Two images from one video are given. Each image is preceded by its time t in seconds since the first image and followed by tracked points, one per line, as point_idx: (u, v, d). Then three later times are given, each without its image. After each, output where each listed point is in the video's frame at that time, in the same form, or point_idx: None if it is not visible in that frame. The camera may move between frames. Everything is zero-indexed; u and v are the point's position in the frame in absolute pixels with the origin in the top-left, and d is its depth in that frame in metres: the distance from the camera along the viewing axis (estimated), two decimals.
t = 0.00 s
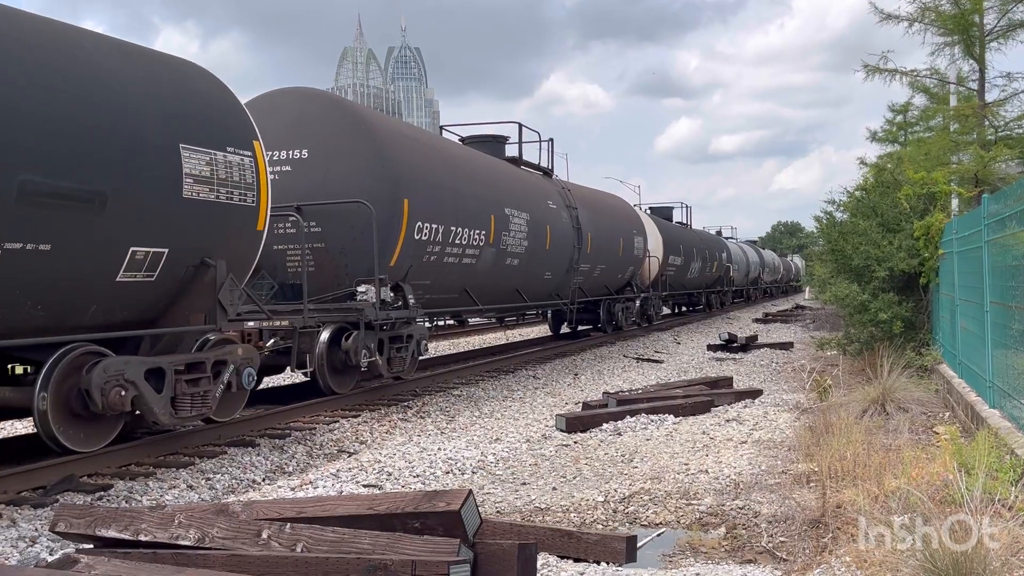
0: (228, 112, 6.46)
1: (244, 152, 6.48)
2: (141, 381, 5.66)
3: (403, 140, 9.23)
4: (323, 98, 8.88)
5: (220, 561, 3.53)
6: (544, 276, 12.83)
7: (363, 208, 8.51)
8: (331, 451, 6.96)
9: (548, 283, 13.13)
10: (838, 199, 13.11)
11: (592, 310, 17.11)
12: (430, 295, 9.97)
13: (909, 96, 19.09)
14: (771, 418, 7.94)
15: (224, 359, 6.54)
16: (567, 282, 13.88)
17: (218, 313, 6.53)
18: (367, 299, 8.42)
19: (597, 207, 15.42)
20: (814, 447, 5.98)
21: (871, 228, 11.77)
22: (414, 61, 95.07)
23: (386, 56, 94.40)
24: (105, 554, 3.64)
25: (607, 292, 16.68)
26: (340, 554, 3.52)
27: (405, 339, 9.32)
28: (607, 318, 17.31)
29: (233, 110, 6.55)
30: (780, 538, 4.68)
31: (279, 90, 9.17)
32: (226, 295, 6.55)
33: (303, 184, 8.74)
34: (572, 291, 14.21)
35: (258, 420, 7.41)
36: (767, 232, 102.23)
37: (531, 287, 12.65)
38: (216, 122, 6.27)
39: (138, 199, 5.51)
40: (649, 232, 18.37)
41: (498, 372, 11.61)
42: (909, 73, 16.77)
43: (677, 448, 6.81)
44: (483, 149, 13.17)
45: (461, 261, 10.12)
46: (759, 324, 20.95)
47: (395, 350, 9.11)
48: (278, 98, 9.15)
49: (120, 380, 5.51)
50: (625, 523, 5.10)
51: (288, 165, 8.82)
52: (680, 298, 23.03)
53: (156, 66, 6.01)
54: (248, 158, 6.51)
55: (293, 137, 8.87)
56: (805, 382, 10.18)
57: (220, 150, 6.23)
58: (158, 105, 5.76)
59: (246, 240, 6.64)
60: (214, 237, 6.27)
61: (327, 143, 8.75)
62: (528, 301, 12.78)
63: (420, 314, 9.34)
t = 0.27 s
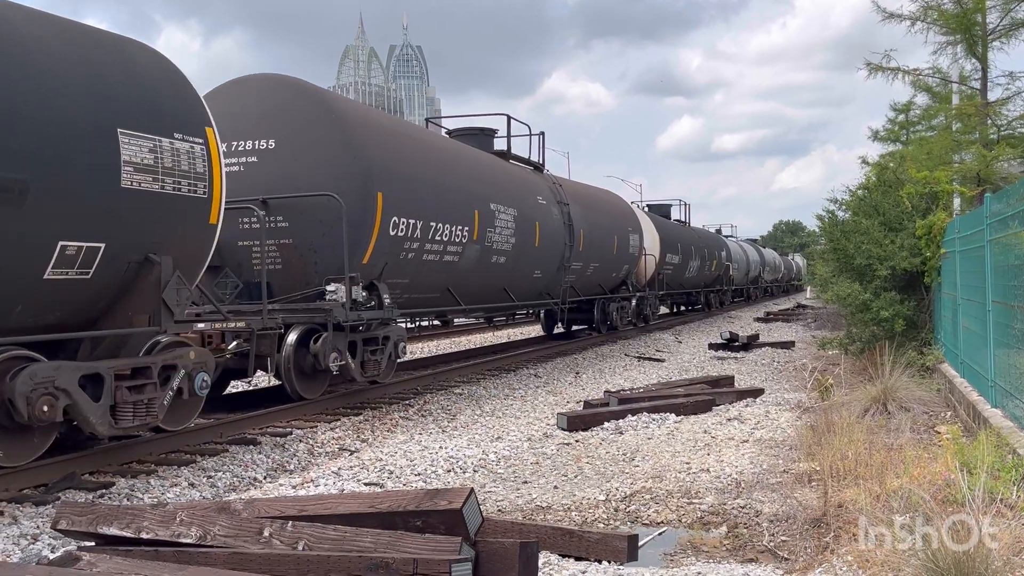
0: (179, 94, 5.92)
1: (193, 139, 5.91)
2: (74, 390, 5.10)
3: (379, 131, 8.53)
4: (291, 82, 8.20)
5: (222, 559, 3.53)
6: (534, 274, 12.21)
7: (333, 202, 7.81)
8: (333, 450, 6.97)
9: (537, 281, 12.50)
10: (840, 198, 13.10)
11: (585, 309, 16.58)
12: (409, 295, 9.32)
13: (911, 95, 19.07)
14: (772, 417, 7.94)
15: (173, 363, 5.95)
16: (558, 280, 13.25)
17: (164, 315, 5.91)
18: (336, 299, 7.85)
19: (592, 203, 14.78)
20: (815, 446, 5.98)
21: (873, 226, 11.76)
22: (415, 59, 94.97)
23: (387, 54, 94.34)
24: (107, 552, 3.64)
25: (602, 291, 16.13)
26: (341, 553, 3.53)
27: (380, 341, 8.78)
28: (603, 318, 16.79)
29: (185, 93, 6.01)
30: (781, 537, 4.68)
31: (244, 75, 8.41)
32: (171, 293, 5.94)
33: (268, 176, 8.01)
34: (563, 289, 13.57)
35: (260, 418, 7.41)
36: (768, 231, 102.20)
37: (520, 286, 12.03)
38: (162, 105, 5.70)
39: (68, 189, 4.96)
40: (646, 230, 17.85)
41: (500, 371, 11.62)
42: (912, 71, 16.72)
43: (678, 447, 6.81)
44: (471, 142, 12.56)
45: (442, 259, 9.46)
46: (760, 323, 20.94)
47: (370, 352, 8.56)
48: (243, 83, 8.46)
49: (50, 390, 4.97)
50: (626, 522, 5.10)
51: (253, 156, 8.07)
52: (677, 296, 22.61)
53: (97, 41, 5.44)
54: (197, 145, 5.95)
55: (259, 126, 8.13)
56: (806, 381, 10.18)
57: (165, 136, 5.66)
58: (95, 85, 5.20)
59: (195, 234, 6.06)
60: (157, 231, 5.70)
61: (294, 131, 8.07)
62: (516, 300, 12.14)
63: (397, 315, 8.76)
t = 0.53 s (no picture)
0: (119, 73, 5.44)
1: (133, 124, 5.45)
2: None
3: (351, 119, 8.11)
4: (258, 70, 7.82)
5: (225, 556, 3.53)
6: (523, 273, 11.74)
7: (299, 193, 7.43)
8: (335, 448, 6.97)
9: (527, 280, 12.03)
10: (842, 197, 13.07)
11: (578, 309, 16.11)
12: (386, 293, 8.90)
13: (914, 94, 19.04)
14: (774, 416, 7.94)
15: (115, 368, 5.41)
16: (549, 279, 12.78)
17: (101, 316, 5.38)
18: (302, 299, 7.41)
19: (585, 199, 14.31)
20: (817, 445, 5.98)
21: (876, 225, 11.75)
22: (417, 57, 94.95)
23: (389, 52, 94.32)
24: (110, 549, 3.65)
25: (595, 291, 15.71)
26: (344, 550, 3.53)
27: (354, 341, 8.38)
28: (596, 318, 16.37)
29: (122, 71, 5.50)
30: (784, 536, 4.68)
31: (209, 62, 8.09)
32: (109, 292, 5.41)
33: (231, 167, 7.69)
34: (555, 288, 13.10)
35: (262, 416, 7.42)
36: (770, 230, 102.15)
37: (509, 285, 11.57)
38: (97, 86, 5.22)
39: None
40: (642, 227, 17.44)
41: (502, 369, 11.63)
42: (914, 70, 16.69)
43: (680, 445, 6.80)
44: (457, 136, 11.98)
45: (421, 255, 9.04)
46: (762, 322, 20.93)
47: (341, 355, 8.21)
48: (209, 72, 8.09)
49: None
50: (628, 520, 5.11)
51: (216, 146, 7.76)
52: (675, 295, 22.23)
53: (25, 11, 4.93)
54: (138, 131, 5.48)
55: (223, 114, 7.80)
56: (809, 380, 10.18)
57: (100, 120, 5.19)
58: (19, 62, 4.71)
59: (137, 228, 5.58)
60: (93, 224, 5.22)
61: (260, 121, 7.68)
62: (505, 300, 11.67)
63: (372, 316, 8.35)
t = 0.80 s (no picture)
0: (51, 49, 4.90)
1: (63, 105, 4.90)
2: None
3: (318, 108, 7.59)
4: (216, 51, 7.23)
5: (227, 554, 3.54)
6: (510, 271, 11.29)
7: (259, 186, 6.90)
8: (337, 446, 6.98)
9: (514, 279, 11.58)
10: (845, 197, 13.05)
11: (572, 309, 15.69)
12: (359, 293, 8.44)
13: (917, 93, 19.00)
14: (776, 416, 7.93)
15: (42, 376, 4.95)
16: (538, 278, 12.33)
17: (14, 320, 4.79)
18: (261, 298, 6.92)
19: (575, 195, 13.86)
20: (819, 445, 5.98)
21: (878, 225, 11.73)
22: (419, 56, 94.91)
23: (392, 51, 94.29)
24: (112, 546, 3.66)
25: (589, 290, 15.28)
26: (345, 549, 3.53)
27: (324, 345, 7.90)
28: (590, 318, 15.95)
29: (51, 48, 4.88)
30: (785, 536, 4.67)
31: (165, 45, 7.48)
32: (27, 293, 4.82)
33: (186, 157, 7.09)
34: (544, 288, 12.65)
35: (264, 414, 7.43)
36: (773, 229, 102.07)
37: (495, 284, 11.14)
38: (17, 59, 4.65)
39: None
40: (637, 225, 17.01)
41: (503, 368, 11.63)
42: (917, 70, 16.66)
43: (682, 445, 6.80)
44: (442, 129, 11.71)
45: (397, 253, 8.55)
46: (765, 322, 20.91)
47: (309, 360, 7.65)
48: (162, 53, 7.47)
49: None
50: (630, 519, 5.11)
51: (171, 135, 7.17)
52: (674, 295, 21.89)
53: None
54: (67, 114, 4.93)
55: (178, 101, 7.21)
56: (811, 379, 10.17)
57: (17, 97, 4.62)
58: None
59: (69, 223, 5.01)
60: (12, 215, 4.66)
61: (217, 106, 7.11)
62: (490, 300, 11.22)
63: (341, 316, 7.90)
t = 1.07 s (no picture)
0: None
1: None
2: None
3: (283, 94, 7.12)
4: (169, 33, 6.74)
5: (229, 552, 3.55)
6: (496, 270, 10.82)
7: (214, 176, 6.43)
8: (339, 444, 6.99)
9: (502, 278, 11.12)
10: (847, 196, 13.03)
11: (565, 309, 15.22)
12: (332, 293, 7.97)
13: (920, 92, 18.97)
14: (779, 415, 7.93)
15: None
16: (528, 277, 11.87)
17: None
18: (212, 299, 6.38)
19: (568, 191, 13.39)
20: (822, 444, 5.98)
21: (881, 224, 11.72)
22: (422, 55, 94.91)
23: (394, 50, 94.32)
24: (115, 543, 3.67)
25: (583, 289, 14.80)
26: (348, 546, 3.54)
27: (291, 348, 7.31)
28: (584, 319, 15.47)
29: None
30: (787, 535, 4.67)
31: (116, 26, 6.99)
32: None
33: (137, 147, 6.60)
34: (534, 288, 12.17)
35: (266, 412, 7.45)
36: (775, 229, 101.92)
37: (481, 284, 10.67)
38: None
39: None
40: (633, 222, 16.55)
41: (505, 367, 11.63)
42: (920, 69, 16.63)
43: (684, 444, 6.80)
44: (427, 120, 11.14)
45: (371, 250, 8.07)
46: (767, 321, 20.89)
47: (271, 364, 7.04)
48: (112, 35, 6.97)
49: None
50: (632, 518, 5.11)
51: (120, 122, 6.67)
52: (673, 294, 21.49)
53: None
54: None
55: (129, 86, 6.71)
56: (813, 379, 10.17)
57: None
58: None
59: None
60: None
61: (170, 92, 6.61)
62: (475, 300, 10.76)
63: (306, 318, 7.34)
